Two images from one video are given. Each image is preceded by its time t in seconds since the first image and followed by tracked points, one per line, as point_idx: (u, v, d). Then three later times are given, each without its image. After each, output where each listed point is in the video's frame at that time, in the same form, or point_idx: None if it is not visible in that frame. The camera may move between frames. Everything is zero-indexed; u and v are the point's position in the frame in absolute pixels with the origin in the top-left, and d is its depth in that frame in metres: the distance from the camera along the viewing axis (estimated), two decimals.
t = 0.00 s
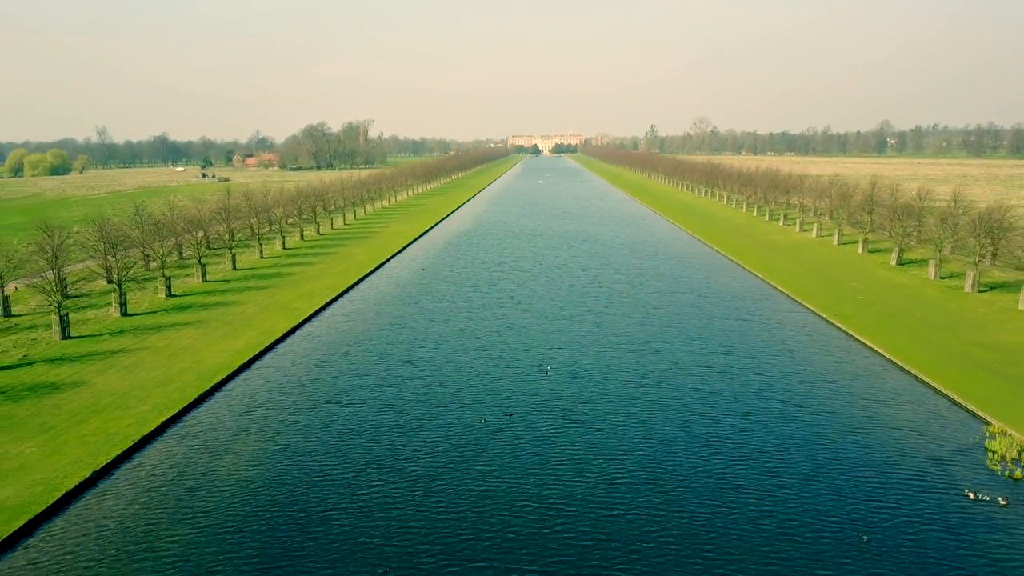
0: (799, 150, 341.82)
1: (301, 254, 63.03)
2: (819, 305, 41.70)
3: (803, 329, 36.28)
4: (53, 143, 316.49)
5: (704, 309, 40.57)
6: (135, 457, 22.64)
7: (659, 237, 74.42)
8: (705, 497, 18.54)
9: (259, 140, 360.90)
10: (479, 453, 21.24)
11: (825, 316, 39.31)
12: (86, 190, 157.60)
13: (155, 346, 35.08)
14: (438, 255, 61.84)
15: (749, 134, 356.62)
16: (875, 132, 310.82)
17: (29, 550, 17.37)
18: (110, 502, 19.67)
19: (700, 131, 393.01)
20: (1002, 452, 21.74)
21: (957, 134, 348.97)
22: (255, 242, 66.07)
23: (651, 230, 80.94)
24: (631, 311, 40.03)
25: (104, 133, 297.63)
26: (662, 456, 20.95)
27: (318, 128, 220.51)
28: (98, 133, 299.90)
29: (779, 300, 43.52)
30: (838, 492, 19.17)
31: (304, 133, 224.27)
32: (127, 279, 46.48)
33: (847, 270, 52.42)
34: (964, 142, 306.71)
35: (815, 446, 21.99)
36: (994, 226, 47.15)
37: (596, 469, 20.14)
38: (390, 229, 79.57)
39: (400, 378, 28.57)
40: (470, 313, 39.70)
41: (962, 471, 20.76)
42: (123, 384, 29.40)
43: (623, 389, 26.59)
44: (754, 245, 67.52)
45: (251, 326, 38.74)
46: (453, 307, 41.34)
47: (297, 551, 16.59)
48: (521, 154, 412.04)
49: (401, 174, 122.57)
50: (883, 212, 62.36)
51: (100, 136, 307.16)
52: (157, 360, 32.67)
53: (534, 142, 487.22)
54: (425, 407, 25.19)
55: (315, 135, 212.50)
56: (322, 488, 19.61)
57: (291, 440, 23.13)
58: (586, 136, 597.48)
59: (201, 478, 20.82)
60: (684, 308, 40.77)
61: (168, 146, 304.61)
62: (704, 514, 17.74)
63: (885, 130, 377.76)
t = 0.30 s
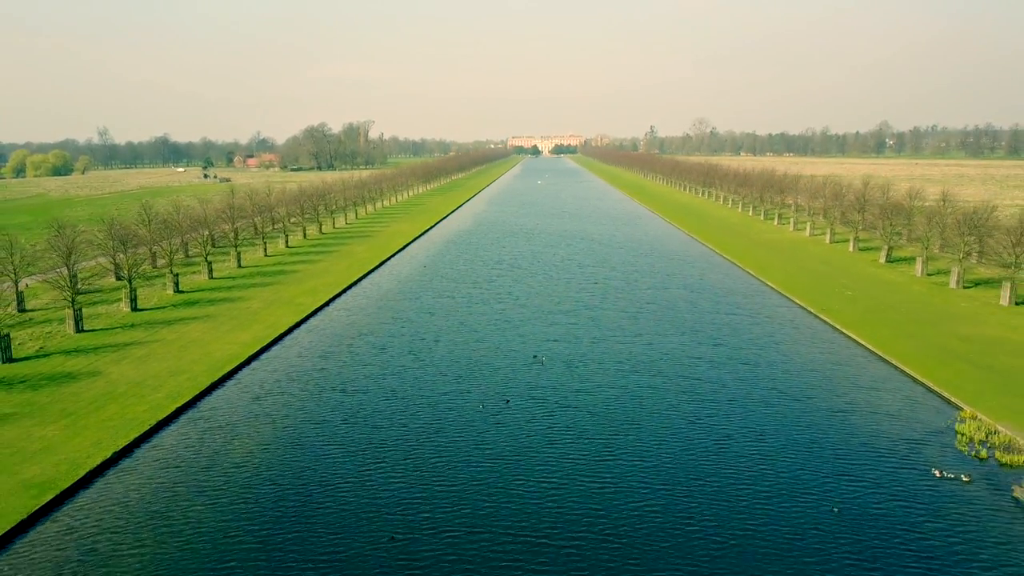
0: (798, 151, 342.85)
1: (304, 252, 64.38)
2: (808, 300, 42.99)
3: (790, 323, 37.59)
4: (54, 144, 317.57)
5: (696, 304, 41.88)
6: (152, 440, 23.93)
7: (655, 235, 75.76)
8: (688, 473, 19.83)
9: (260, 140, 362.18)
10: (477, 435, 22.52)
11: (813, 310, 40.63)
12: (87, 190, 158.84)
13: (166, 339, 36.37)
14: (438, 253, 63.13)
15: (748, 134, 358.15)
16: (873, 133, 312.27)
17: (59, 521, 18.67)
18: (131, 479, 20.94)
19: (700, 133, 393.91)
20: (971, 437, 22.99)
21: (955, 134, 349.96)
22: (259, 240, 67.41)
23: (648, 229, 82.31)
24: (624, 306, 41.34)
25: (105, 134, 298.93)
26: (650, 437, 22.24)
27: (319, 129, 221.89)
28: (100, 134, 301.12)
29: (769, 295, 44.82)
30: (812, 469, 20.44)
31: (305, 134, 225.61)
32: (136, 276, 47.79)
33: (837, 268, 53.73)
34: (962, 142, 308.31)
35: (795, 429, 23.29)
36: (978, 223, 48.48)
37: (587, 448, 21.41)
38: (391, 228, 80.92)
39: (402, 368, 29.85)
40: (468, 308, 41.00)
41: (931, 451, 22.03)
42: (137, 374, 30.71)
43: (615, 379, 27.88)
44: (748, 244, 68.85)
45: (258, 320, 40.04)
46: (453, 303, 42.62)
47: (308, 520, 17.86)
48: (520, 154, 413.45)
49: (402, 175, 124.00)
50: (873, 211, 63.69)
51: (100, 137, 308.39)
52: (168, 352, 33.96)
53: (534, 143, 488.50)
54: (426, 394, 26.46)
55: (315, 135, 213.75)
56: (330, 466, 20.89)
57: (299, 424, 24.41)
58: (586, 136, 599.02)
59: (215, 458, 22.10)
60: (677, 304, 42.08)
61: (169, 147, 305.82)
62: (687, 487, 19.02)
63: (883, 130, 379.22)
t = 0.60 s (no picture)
0: (797, 151, 344.06)
1: (307, 250, 65.74)
2: (797, 295, 44.34)
3: (778, 317, 38.94)
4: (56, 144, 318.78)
5: (689, 299, 43.24)
6: (167, 423, 25.29)
7: (651, 234, 77.15)
8: (674, 451, 21.14)
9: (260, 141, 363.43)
10: (476, 418, 23.85)
11: (801, 305, 41.98)
12: (89, 190, 160.29)
13: (175, 331, 37.71)
14: (438, 251, 64.50)
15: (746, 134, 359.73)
16: (872, 134, 313.55)
17: (85, 495, 20.02)
18: (149, 458, 22.29)
19: (699, 133, 395.05)
20: (943, 419, 24.31)
21: (954, 135, 351.22)
22: (262, 238, 68.73)
23: (644, 227, 83.72)
24: (619, 301, 42.69)
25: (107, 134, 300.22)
26: (639, 419, 23.56)
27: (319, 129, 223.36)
28: (101, 134, 302.37)
29: (760, 291, 46.17)
30: (789, 447, 21.78)
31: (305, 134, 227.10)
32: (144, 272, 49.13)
33: (827, 265, 55.07)
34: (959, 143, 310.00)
35: (776, 412, 24.63)
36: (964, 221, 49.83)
37: (580, 429, 22.73)
38: (391, 227, 82.31)
39: (405, 358, 31.18)
40: (468, 303, 42.33)
41: (903, 432, 23.36)
42: (149, 364, 32.05)
43: (608, 368, 29.21)
44: (742, 242, 70.24)
45: (264, 314, 41.39)
46: (453, 297, 43.97)
47: (319, 493, 19.16)
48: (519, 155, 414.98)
49: (402, 175, 125.49)
50: (864, 210, 65.04)
51: (102, 138, 309.99)
52: (178, 343, 35.28)
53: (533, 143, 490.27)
54: (428, 381, 27.80)
55: (316, 136, 215.19)
56: (338, 445, 22.21)
57: (307, 407, 25.77)
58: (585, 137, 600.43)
59: (228, 439, 23.46)
60: (670, 298, 43.45)
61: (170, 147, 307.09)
62: (673, 463, 20.33)
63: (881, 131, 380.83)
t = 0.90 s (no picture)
0: (796, 151, 345.21)
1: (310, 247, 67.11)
2: (787, 291, 45.67)
3: (767, 311, 40.30)
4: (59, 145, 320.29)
5: (682, 294, 44.56)
6: (182, 408, 26.63)
7: (647, 232, 78.56)
8: (661, 431, 22.48)
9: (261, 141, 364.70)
10: (475, 403, 25.17)
11: (790, 300, 43.29)
12: (92, 190, 161.63)
13: (185, 325, 39.05)
14: (439, 249, 65.87)
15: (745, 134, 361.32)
16: (870, 134, 314.70)
17: (107, 472, 21.34)
18: (166, 439, 23.63)
19: (699, 133, 396.22)
20: (918, 406, 25.60)
21: (953, 135, 352.25)
22: (266, 236, 70.11)
23: (641, 226, 85.10)
24: (614, 295, 44.04)
25: (108, 135, 301.52)
26: (630, 404, 24.88)
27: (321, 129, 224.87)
28: (103, 135, 303.84)
29: (750, 286, 47.54)
30: (769, 428, 23.07)
31: (306, 134, 228.50)
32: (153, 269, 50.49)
33: (818, 262, 56.44)
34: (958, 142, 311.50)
35: (760, 397, 25.97)
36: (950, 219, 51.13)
37: (574, 413, 24.06)
38: (393, 225, 83.73)
39: (407, 349, 32.54)
40: (468, 298, 43.70)
41: (878, 416, 24.65)
42: (162, 355, 33.39)
43: (601, 358, 30.56)
44: (736, 240, 71.61)
45: (269, 309, 42.69)
46: (453, 293, 45.32)
47: (328, 468, 20.52)
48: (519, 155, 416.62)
49: (403, 175, 127.00)
50: (855, 209, 66.34)
51: (103, 138, 311.36)
52: (189, 336, 36.64)
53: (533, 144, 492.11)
54: (428, 370, 29.13)
55: (316, 136, 216.51)
56: (343, 427, 23.51)
57: (313, 394, 27.10)
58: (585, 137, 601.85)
59: (239, 422, 24.77)
60: (663, 293, 44.78)
61: (171, 148, 308.41)
62: (659, 442, 21.69)
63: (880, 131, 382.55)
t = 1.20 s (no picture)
0: (795, 151, 346.33)
1: (313, 246, 68.47)
2: (777, 287, 47.04)
3: (757, 306, 41.68)
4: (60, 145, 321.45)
5: (674, 289, 45.94)
6: (195, 395, 28.01)
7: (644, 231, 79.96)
8: (649, 415, 23.84)
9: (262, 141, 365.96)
10: (474, 391, 26.52)
11: (780, 295, 44.67)
12: (93, 190, 162.82)
13: (194, 318, 40.43)
14: (439, 247, 67.23)
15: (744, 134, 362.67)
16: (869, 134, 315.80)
17: (128, 452, 22.72)
18: (183, 422, 25.01)
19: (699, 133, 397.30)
20: (895, 394, 26.85)
21: (951, 135, 353.81)
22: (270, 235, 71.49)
23: (638, 225, 86.46)
24: (609, 291, 45.41)
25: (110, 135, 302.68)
26: (621, 391, 26.25)
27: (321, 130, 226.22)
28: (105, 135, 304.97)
29: (742, 283, 48.90)
30: (752, 412, 24.44)
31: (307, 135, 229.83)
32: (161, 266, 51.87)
33: (810, 260, 57.79)
34: (956, 142, 312.92)
35: (745, 385, 27.32)
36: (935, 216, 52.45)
37: (567, 399, 25.41)
38: (394, 224, 85.12)
39: (409, 341, 33.89)
40: (467, 293, 45.07)
41: (856, 402, 26.02)
42: (173, 346, 34.77)
43: (594, 350, 31.94)
44: (731, 238, 72.98)
45: (275, 304, 44.04)
46: (452, 288, 46.70)
47: (335, 447, 21.90)
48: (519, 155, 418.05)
49: (404, 175, 128.39)
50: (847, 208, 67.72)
51: (105, 138, 312.42)
52: (199, 329, 38.02)
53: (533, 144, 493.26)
54: (429, 361, 30.51)
55: (317, 136, 218.01)
56: (349, 411, 24.87)
57: (320, 382, 28.46)
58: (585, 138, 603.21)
59: (251, 407, 26.14)
60: (657, 289, 46.16)
61: (172, 148, 309.65)
62: (647, 424, 23.05)
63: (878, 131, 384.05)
